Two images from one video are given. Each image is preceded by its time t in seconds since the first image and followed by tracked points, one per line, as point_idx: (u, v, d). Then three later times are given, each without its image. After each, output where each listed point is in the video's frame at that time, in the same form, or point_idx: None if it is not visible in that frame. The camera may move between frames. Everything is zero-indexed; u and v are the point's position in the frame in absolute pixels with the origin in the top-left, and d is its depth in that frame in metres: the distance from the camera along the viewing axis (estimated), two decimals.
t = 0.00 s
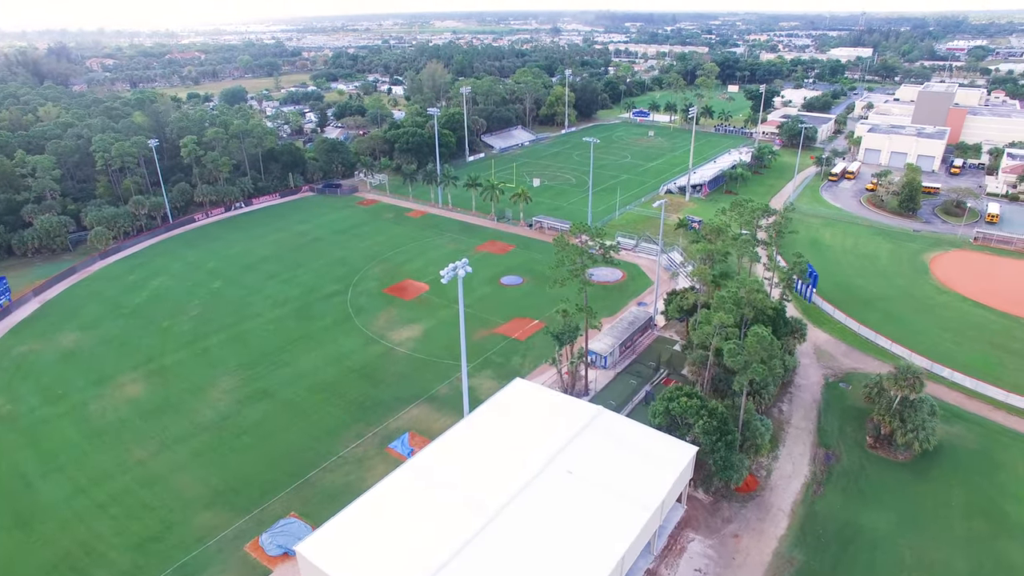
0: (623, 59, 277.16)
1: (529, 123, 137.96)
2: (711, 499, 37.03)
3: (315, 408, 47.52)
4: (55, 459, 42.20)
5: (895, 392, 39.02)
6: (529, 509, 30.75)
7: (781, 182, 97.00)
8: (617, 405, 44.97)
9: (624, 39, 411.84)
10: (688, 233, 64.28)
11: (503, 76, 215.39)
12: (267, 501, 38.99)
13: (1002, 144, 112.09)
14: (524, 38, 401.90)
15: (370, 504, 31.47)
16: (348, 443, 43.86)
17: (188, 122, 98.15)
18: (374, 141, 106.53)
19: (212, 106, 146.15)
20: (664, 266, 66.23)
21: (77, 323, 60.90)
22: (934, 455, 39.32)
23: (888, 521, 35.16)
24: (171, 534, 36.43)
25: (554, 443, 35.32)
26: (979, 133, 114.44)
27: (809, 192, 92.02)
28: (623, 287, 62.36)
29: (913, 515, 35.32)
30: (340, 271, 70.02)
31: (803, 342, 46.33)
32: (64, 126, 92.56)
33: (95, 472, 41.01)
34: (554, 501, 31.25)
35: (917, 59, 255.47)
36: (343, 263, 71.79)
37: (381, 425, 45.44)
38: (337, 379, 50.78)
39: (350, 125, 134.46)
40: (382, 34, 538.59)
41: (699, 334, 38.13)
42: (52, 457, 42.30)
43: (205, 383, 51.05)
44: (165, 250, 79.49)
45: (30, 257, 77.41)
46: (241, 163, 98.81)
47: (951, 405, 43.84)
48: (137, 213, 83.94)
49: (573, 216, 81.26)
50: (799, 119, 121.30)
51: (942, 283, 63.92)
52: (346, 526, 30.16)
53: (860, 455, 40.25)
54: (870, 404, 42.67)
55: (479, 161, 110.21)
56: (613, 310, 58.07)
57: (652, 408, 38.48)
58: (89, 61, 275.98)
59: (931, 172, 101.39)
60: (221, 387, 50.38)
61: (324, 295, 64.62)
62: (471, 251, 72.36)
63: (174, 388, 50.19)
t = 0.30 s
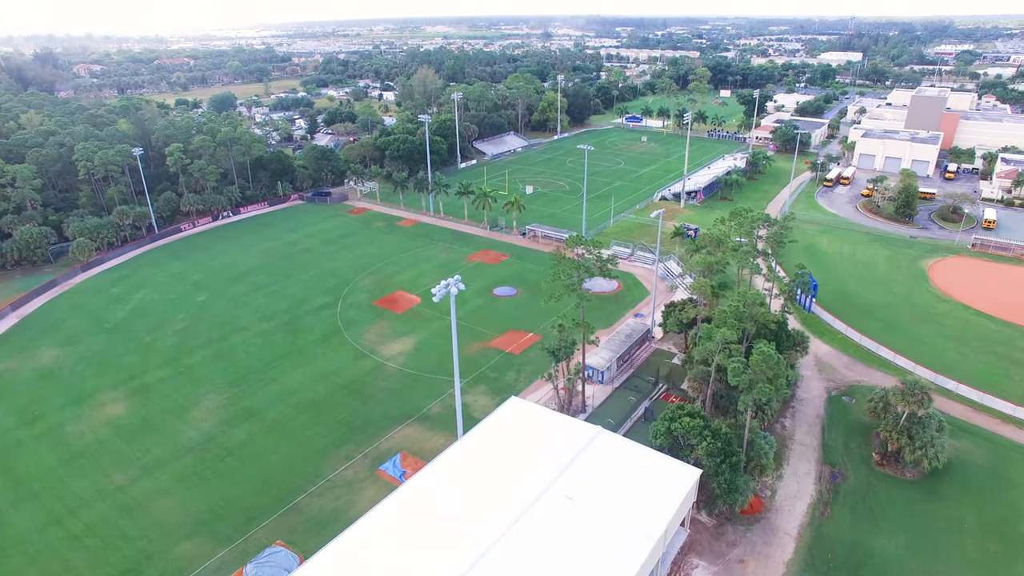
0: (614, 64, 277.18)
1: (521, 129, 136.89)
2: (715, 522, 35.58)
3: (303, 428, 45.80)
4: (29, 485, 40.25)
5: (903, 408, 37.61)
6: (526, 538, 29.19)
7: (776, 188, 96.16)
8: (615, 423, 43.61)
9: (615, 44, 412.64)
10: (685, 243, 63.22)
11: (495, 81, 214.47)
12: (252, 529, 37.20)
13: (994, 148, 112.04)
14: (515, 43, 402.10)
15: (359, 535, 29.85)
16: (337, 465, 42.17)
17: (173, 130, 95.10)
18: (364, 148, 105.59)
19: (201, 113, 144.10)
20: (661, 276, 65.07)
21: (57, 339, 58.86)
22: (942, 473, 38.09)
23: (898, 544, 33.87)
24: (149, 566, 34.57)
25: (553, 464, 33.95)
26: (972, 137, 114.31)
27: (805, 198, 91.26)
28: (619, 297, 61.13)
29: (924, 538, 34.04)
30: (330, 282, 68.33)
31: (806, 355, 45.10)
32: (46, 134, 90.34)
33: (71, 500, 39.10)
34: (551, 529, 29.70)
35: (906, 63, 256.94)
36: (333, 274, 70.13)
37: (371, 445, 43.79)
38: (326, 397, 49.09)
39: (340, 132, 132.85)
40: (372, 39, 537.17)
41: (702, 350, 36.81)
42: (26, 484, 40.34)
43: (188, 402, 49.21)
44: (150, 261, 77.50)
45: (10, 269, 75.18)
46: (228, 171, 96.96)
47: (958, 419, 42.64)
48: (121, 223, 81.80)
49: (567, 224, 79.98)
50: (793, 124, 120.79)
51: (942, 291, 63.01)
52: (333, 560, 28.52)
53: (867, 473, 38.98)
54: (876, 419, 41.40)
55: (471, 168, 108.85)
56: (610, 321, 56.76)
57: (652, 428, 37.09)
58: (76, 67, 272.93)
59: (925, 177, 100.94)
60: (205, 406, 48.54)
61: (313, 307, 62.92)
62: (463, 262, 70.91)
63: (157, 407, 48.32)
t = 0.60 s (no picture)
0: (607, 68, 276.74)
1: (513, 134, 135.68)
2: (720, 546, 34.06)
3: (291, 449, 44.00)
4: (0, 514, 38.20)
5: (912, 426, 36.22)
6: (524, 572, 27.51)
7: (772, 194, 95.22)
8: (615, 441, 42.16)
9: (607, 48, 413.10)
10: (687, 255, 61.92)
11: (487, 86, 213.37)
12: (236, 558, 35.37)
13: (989, 153, 111.78)
14: (508, 48, 401.81)
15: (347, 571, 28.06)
16: (326, 488, 40.43)
17: (160, 137, 93.64)
18: (355, 155, 103.89)
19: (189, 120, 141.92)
20: (658, 286, 63.81)
21: (35, 356, 56.75)
22: (953, 492, 36.85)
23: (910, 569, 32.53)
24: None
25: (552, 489, 32.45)
26: (966, 142, 114.05)
27: (801, 204, 90.37)
28: (616, 307, 59.87)
29: (937, 562, 32.71)
30: (320, 294, 66.55)
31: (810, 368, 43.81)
32: (27, 142, 87.98)
33: (44, 530, 37.12)
34: (551, 562, 28.03)
35: (896, 68, 258.15)
36: (323, 286, 68.35)
37: (362, 467, 42.07)
38: (315, 415, 47.33)
39: (331, 138, 131.14)
40: (364, 44, 535.28)
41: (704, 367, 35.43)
42: None
43: (171, 421, 47.20)
44: (134, 272, 75.39)
45: None
46: (216, 180, 94.97)
47: (968, 434, 41.45)
48: (105, 234, 79.54)
49: (562, 233, 78.64)
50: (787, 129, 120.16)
51: (943, 300, 62.01)
52: None
53: (875, 492, 37.68)
54: (883, 435, 40.09)
55: (464, 174, 107.35)
56: (607, 333, 55.44)
57: (654, 449, 35.63)
58: (64, 71, 269.53)
59: (921, 183, 100.38)
60: (189, 426, 46.62)
61: (302, 320, 61.17)
62: (456, 272, 69.38)
63: (138, 428, 46.36)
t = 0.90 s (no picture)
0: (599, 73, 276.43)
1: (506, 141, 134.44)
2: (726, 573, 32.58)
3: (279, 472, 42.24)
4: None
5: (924, 444, 34.94)
6: None
7: (768, 200, 94.27)
8: (615, 461, 40.69)
9: (599, 53, 413.36)
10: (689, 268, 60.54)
11: (479, 91, 212.17)
12: None
13: (983, 157, 111.46)
14: (499, 53, 401.49)
15: None
16: (315, 514, 38.70)
17: (145, 146, 91.02)
18: (346, 163, 102.24)
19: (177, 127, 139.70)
20: (656, 295, 62.70)
21: (13, 374, 54.62)
22: (965, 512, 35.64)
23: None
24: None
25: (553, 516, 30.85)
26: (960, 146, 113.75)
27: (798, 210, 89.46)
28: (613, 318, 58.59)
29: None
30: (310, 307, 64.79)
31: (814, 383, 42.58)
32: (8, 151, 85.65)
33: (16, 563, 35.17)
34: None
35: (887, 71, 259.26)
36: (313, 298, 66.62)
37: (352, 490, 40.38)
38: (304, 436, 45.58)
39: (321, 145, 129.37)
40: (355, 49, 533.28)
41: (709, 386, 34.00)
42: None
43: (153, 442, 45.26)
44: (118, 285, 73.28)
45: None
46: (203, 188, 92.95)
47: (978, 450, 40.26)
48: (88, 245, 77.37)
49: (557, 241, 77.27)
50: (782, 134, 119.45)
51: (945, 308, 61.02)
52: None
53: (886, 513, 36.34)
54: (892, 451, 38.78)
55: (456, 181, 105.88)
56: (604, 345, 54.08)
57: (658, 471, 34.17)
58: (51, 78, 266.31)
59: (917, 188, 99.78)
60: (172, 447, 44.72)
61: (291, 335, 59.40)
62: (450, 283, 67.84)
63: (118, 450, 44.39)
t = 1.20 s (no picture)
0: (591, 77, 276.12)
1: (498, 146, 133.11)
2: None
3: (263, 497, 40.43)
4: None
5: (933, 464, 33.58)
6: None
7: (763, 206, 93.37)
8: (612, 482, 39.15)
9: (590, 57, 413.74)
10: (685, 278, 59.57)
11: (470, 97, 210.93)
12: None
13: (976, 161, 111.20)
14: (490, 58, 401.20)
15: None
16: (300, 542, 36.88)
17: (128, 153, 88.80)
18: (335, 170, 100.48)
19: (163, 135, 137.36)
20: (651, 306, 61.60)
21: None
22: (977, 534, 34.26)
23: None
24: None
25: (551, 547, 29.12)
26: (953, 150, 113.45)
27: (793, 216, 88.58)
28: (609, 330, 57.31)
29: None
30: (296, 320, 62.97)
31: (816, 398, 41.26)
32: None
33: None
34: None
35: (877, 75, 260.44)
36: (300, 310, 64.82)
37: (339, 517, 38.61)
38: (289, 458, 43.75)
39: (310, 152, 127.51)
40: (345, 54, 530.58)
41: (711, 406, 32.55)
42: None
43: (131, 466, 43.24)
44: (99, 297, 71.05)
45: None
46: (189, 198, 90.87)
47: (987, 467, 38.96)
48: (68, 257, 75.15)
49: (550, 250, 75.84)
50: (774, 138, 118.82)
51: (944, 316, 60.00)
52: None
53: (894, 535, 34.91)
54: (899, 469, 37.36)
55: (447, 188, 104.37)
56: (600, 358, 52.78)
57: (658, 496, 32.71)
58: (36, 85, 263.11)
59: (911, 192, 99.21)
60: (150, 472, 42.76)
61: (277, 350, 57.53)
62: (440, 294, 66.25)
63: (94, 476, 42.38)
